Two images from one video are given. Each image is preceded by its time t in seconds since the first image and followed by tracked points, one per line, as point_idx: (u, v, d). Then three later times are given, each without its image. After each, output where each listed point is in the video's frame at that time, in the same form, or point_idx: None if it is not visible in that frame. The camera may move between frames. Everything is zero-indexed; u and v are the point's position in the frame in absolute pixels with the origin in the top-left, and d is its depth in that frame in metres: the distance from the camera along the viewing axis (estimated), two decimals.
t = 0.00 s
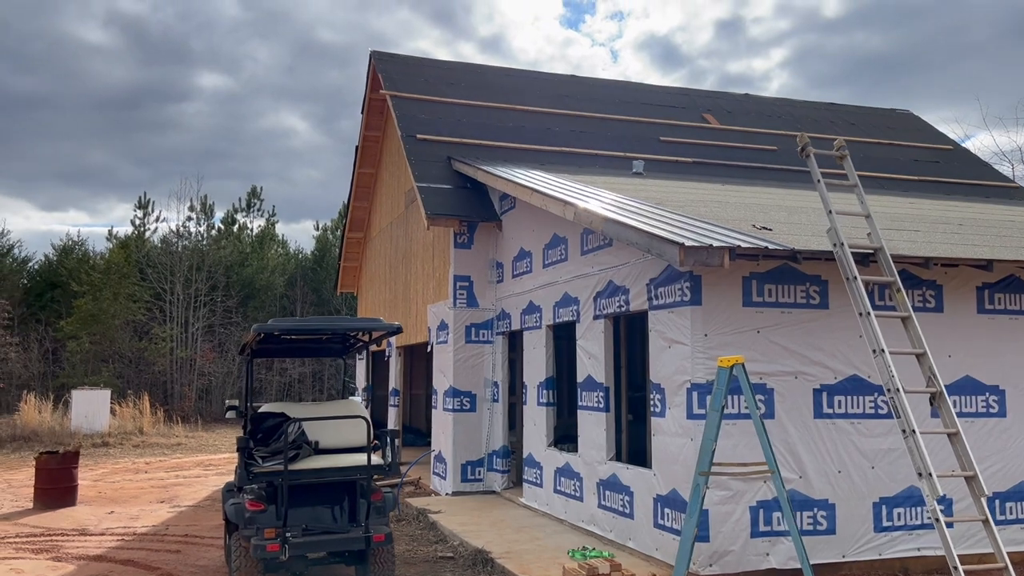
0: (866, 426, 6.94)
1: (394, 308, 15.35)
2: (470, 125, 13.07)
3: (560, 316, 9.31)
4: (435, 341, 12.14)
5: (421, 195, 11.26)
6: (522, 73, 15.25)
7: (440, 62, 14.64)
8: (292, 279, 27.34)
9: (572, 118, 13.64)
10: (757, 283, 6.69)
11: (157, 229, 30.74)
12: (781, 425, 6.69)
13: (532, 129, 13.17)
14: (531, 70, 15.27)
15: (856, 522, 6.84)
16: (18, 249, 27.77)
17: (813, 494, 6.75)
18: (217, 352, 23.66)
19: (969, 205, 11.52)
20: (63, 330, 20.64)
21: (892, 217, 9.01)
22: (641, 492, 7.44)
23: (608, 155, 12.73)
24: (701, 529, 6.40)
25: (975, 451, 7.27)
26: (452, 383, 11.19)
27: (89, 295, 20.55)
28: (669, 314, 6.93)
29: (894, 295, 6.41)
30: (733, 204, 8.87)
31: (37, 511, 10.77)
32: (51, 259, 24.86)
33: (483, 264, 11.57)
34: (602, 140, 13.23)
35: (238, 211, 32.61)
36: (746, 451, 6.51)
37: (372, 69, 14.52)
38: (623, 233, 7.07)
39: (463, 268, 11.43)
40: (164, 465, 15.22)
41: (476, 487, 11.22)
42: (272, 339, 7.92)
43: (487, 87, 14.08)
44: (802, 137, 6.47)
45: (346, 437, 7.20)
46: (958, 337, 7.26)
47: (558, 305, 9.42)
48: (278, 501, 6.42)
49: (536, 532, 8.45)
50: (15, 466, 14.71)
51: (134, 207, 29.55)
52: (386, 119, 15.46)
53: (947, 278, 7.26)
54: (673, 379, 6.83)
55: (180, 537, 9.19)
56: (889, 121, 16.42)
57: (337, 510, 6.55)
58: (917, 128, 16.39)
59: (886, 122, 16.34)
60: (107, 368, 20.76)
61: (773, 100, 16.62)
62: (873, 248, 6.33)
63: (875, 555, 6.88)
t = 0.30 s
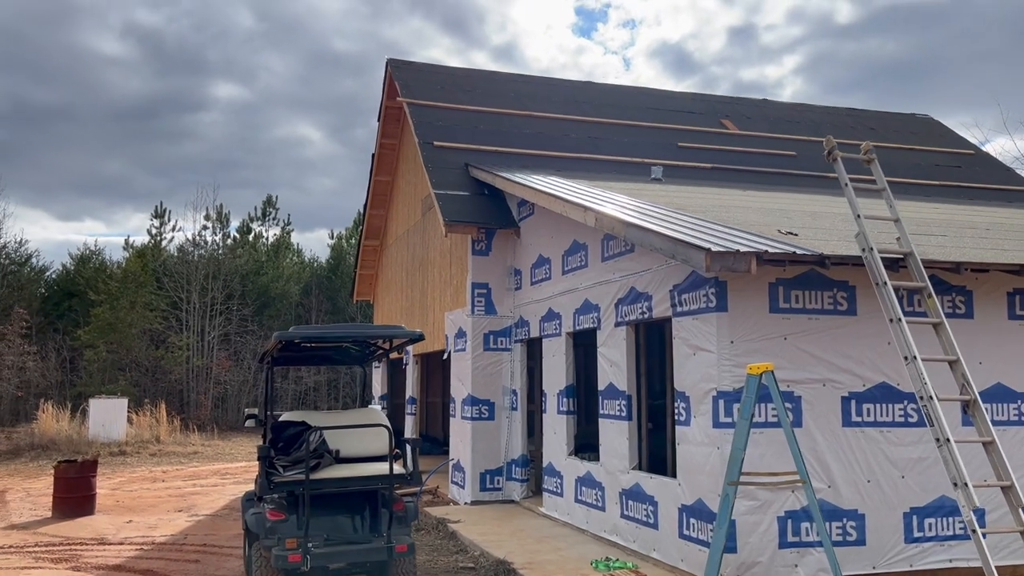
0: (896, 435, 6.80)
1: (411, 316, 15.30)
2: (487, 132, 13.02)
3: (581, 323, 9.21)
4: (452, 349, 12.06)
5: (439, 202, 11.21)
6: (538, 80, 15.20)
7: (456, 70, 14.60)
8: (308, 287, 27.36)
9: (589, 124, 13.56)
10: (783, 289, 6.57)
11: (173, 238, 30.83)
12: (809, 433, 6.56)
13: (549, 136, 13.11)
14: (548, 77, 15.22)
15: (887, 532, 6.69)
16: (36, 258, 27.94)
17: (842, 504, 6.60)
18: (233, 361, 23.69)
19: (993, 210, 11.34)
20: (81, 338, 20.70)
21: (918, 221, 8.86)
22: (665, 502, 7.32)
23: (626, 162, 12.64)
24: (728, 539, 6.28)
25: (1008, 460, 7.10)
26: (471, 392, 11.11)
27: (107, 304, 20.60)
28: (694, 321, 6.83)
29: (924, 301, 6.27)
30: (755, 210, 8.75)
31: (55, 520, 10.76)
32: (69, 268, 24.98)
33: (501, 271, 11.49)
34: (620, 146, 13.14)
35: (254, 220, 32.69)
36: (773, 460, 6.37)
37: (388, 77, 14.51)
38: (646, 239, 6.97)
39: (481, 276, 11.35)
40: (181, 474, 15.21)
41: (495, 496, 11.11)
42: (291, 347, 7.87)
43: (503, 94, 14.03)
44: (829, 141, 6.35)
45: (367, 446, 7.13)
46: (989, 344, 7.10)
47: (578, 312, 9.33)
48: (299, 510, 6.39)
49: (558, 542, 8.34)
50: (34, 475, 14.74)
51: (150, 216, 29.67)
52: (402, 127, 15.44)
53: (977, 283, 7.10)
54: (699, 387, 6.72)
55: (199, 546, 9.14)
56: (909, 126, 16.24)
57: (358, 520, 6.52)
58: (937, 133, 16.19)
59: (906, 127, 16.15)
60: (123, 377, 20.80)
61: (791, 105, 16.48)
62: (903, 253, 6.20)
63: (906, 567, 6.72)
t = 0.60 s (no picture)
0: (918, 442, 6.66)
1: (422, 323, 15.22)
2: (498, 138, 12.96)
3: (595, 329, 9.11)
4: (464, 356, 11.97)
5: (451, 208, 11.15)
6: (549, 86, 15.14)
7: (466, 76, 14.56)
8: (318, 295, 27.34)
9: (601, 130, 13.49)
10: (802, 294, 6.46)
11: (184, 247, 30.88)
12: (830, 441, 6.43)
13: (560, 142, 13.04)
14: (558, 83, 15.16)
15: (910, 541, 6.54)
16: (48, 267, 28.02)
17: (864, 513, 6.46)
18: (244, 369, 23.67)
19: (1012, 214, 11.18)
20: (93, 347, 20.71)
21: (937, 226, 8.73)
22: (682, 511, 7.20)
23: (638, 167, 12.54)
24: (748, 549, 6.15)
25: None
26: (483, 399, 11.01)
27: (118, 312, 20.60)
28: (711, 326, 6.73)
29: (948, 305, 6.13)
30: (771, 214, 8.64)
31: (67, 529, 10.70)
32: (81, 277, 25.02)
33: (513, 277, 11.40)
34: (631, 152, 13.05)
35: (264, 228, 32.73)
36: (793, 468, 6.24)
37: (399, 84, 14.49)
38: (662, 243, 6.88)
39: (493, 282, 11.27)
40: (192, 483, 15.15)
41: (508, 504, 11.00)
42: (303, 354, 7.80)
43: (514, 100, 13.98)
44: (848, 143, 6.24)
45: (380, 454, 7.05)
46: (1013, 349, 6.96)
47: (592, 319, 9.23)
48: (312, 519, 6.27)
49: (573, 552, 8.22)
50: (45, 483, 14.71)
51: (161, 225, 29.73)
52: (413, 134, 15.41)
53: (1000, 287, 6.96)
54: (717, 394, 6.61)
55: (211, 555, 9.07)
56: (923, 130, 16.09)
57: (371, 529, 6.42)
58: (952, 137, 16.01)
59: (920, 130, 16.00)
60: (135, 386, 20.80)
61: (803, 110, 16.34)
62: (924, 256, 6.08)
63: None
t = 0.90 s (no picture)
0: (933, 451, 6.52)
1: (427, 331, 15.12)
2: (503, 145, 12.89)
3: (602, 337, 9.00)
4: (470, 365, 11.86)
5: (456, 216, 11.07)
6: (554, 93, 15.08)
7: (471, 84, 14.51)
8: (323, 304, 27.26)
9: (606, 137, 13.41)
10: (814, 300, 6.34)
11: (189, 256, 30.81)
12: (843, 450, 6.30)
13: (566, 149, 12.96)
14: (564, 90, 15.10)
15: (926, 553, 6.40)
16: (54, 276, 28.02)
17: (879, 525, 6.31)
18: (248, 378, 23.60)
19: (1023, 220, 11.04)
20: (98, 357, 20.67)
21: (949, 231, 8.61)
22: (692, 522, 7.08)
23: (644, 174, 12.45)
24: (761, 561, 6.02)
25: None
26: (489, 408, 10.90)
27: (123, 321, 20.55)
28: (721, 334, 6.62)
29: (964, 311, 6.00)
30: (780, 220, 8.54)
31: (69, 540, 10.60)
32: (86, 286, 24.99)
33: (519, 285, 11.30)
34: (637, 158, 12.96)
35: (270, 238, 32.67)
36: (806, 478, 6.12)
37: (404, 92, 14.44)
38: (671, 249, 6.78)
39: (498, 290, 11.17)
40: (197, 493, 15.04)
41: (515, 515, 10.87)
42: (308, 363, 7.71)
43: (519, 108, 13.92)
44: (860, 146, 6.13)
45: (385, 464, 6.95)
46: None
47: (599, 326, 9.12)
48: (316, 531, 6.16)
49: (581, 564, 8.10)
50: (49, 494, 14.62)
51: (167, 234, 29.69)
52: (419, 141, 15.35)
53: (1015, 293, 6.83)
54: (728, 403, 6.50)
55: (215, 567, 8.96)
56: (931, 136, 15.96)
57: (376, 541, 6.30)
58: (960, 142, 15.88)
59: (927, 136, 15.87)
60: (140, 395, 20.73)
61: (810, 116, 16.24)
62: (939, 262, 5.96)
63: None
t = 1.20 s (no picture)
0: (943, 460, 6.42)
1: (429, 339, 15.03)
2: (505, 153, 12.83)
3: (605, 345, 8.93)
4: (472, 373, 11.79)
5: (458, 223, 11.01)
6: (556, 100, 15.03)
7: (472, 91, 14.47)
8: (324, 312, 27.19)
9: (608, 144, 13.35)
10: (821, 307, 6.27)
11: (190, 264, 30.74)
12: (852, 459, 6.20)
13: (568, 156, 12.90)
14: (565, 97, 15.05)
15: (936, 564, 6.29)
16: (55, 285, 27.97)
17: (889, 534, 6.21)
18: (250, 387, 23.52)
19: None
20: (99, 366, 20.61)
21: (956, 237, 8.52)
22: (698, 532, 6.98)
23: (646, 181, 12.38)
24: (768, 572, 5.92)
25: None
26: (492, 417, 10.81)
27: (124, 330, 20.49)
28: (728, 342, 6.55)
29: (973, 318, 5.92)
30: (785, 227, 8.46)
31: (69, 551, 10.51)
32: (87, 295, 24.93)
33: (522, 292, 11.23)
34: (639, 165, 12.89)
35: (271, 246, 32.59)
36: (814, 487, 6.03)
37: (405, 99, 14.41)
38: (676, 256, 6.71)
39: (501, 298, 11.10)
40: (197, 503, 14.94)
41: (518, 525, 10.77)
42: (308, 372, 7.64)
43: (520, 115, 13.87)
44: (866, 152, 6.06)
45: (387, 475, 6.87)
46: None
47: (603, 334, 9.05)
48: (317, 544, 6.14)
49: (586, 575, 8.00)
50: (49, 504, 14.53)
51: (168, 243, 29.64)
52: (420, 149, 15.30)
53: None
54: (734, 412, 6.42)
55: None
56: (934, 142, 15.87)
57: (379, 554, 6.17)
58: (964, 148, 15.80)
59: (930, 142, 15.79)
60: (140, 404, 20.66)
61: (812, 122, 16.18)
62: (947, 268, 5.87)
63: None
